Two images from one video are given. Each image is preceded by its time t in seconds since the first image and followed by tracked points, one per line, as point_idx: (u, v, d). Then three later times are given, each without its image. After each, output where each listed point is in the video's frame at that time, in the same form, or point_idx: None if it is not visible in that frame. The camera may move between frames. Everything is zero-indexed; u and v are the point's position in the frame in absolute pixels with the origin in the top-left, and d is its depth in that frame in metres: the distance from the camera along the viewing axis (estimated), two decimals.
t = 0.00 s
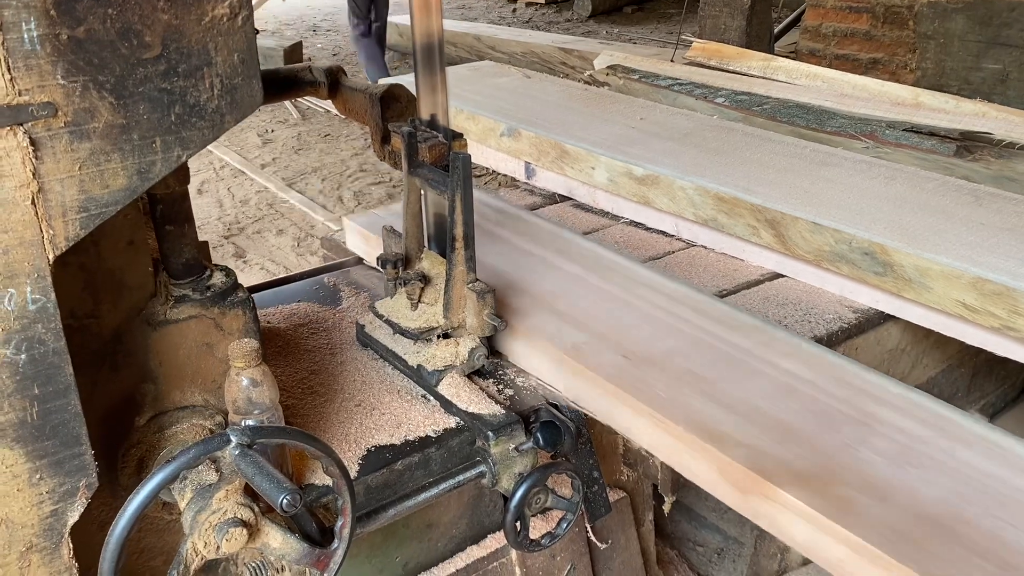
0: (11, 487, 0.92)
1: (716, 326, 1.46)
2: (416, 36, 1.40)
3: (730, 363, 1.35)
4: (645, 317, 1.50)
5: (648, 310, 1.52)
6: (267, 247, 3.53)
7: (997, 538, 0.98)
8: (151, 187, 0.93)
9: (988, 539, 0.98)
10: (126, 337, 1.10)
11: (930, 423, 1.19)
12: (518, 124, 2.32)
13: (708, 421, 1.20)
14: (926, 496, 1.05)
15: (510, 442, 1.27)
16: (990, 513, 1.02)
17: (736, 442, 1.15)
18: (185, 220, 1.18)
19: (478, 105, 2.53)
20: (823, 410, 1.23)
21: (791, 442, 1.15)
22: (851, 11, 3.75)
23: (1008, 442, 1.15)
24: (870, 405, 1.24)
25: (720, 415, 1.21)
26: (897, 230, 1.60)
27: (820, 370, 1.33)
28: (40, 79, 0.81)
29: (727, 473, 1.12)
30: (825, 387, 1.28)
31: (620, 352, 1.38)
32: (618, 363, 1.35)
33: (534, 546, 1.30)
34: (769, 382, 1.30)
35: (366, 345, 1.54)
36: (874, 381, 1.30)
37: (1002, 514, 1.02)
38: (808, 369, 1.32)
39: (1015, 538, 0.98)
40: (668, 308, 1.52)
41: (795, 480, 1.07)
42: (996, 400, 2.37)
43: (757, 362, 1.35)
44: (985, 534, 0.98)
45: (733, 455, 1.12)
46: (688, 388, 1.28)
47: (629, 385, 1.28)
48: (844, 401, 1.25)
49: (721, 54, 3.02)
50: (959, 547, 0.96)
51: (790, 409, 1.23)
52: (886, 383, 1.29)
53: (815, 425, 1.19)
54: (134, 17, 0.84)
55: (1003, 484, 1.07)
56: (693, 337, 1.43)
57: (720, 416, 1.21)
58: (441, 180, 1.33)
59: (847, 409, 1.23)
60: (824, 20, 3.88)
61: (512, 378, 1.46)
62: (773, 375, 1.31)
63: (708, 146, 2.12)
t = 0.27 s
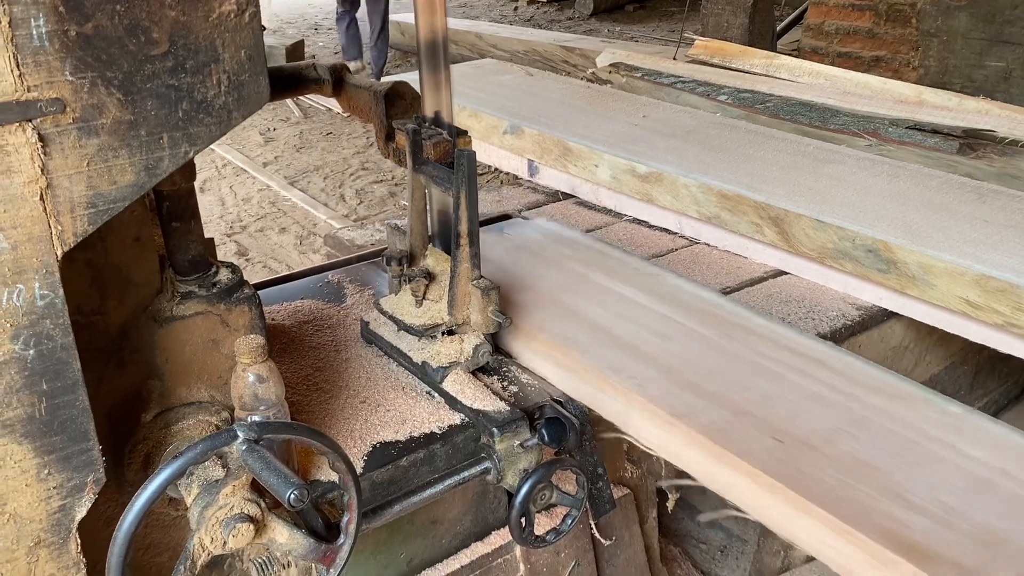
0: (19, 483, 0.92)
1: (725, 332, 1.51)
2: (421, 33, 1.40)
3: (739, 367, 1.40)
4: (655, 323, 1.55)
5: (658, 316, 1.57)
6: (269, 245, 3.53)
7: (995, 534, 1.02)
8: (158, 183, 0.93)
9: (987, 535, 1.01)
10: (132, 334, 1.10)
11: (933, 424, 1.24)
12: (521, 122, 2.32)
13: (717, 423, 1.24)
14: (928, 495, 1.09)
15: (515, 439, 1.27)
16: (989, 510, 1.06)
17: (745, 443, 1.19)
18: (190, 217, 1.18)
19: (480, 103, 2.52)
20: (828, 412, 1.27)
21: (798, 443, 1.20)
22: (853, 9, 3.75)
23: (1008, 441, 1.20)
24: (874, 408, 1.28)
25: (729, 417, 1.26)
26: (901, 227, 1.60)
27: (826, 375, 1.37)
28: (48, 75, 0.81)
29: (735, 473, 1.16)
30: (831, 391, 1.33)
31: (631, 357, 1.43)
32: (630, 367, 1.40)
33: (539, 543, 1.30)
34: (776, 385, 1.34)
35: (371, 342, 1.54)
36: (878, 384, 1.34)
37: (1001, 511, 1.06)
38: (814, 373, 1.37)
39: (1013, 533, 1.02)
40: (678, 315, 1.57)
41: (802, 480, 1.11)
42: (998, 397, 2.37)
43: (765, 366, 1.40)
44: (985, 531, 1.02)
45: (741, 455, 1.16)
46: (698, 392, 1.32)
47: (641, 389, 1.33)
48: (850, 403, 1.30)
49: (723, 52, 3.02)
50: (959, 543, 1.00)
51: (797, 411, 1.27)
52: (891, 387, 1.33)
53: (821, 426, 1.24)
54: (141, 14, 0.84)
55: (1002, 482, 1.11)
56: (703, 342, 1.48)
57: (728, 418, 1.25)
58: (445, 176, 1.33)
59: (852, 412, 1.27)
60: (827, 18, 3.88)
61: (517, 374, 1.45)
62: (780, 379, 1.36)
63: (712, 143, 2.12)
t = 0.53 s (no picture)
0: (23, 476, 0.92)
1: (723, 319, 1.48)
2: (424, 29, 1.39)
3: (738, 355, 1.37)
4: (654, 311, 1.52)
5: (657, 304, 1.54)
6: (271, 243, 3.53)
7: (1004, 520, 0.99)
8: (162, 177, 0.93)
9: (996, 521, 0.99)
10: (136, 329, 1.10)
11: (938, 410, 1.21)
12: (524, 119, 2.31)
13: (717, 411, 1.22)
14: (934, 482, 1.06)
15: (518, 434, 1.27)
16: (998, 496, 1.03)
17: (746, 431, 1.17)
18: (194, 213, 1.18)
19: (482, 100, 2.52)
20: (830, 400, 1.25)
21: (800, 432, 1.17)
22: (856, 7, 3.74)
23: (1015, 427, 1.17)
24: (878, 395, 1.26)
25: (729, 405, 1.23)
26: (904, 224, 1.60)
27: (828, 362, 1.34)
28: (53, 69, 0.81)
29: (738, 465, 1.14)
30: (832, 378, 1.30)
31: (629, 345, 1.40)
32: (627, 355, 1.37)
33: (542, 538, 1.31)
34: (777, 373, 1.31)
35: (374, 338, 1.54)
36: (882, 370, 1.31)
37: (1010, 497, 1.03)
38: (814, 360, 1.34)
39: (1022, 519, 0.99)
40: (676, 303, 1.54)
41: (805, 467, 1.09)
42: (1001, 394, 2.37)
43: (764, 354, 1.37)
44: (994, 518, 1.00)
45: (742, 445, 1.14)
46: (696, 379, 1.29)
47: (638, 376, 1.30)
48: (852, 391, 1.27)
49: (725, 49, 3.00)
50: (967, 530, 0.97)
51: (798, 399, 1.25)
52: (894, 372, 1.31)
53: (824, 414, 1.21)
54: (146, 8, 0.84)
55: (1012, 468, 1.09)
56: (701, 330, 1.45)
57: (728, 407, 1.23)
58: (448, 173, 1.34)
59: (855, 399, 1.24)
60: (829, 16, 3.88)
61: (520, 371, 1.46)
62: (781, 367, 1.33)
63: (714, 140, 2.12)
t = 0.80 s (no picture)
0: (29, 474, 0.92)
1: (715, 325, 1.44)
2: (426, 28, 1.39)
3: (731, 362, 1.33)
4: (645, 317, 1.48)
5: (648, 309, 1.50)
6: (273, 242, 3.54)
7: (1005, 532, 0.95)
8: (167, 177, 0.94)
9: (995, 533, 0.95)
10: (140, 328, 1.11)
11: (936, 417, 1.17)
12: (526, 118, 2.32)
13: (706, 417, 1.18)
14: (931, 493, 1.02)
15: (521, 432, 1.27)
16: (988, 507, 0.99)
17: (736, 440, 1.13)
18: (198, 212, 1.18)
19: (484, 100, 2.53)
20: (832, 413, 1.19)
21: (793, 441, 1.13)
22: (857, 6, 3.74)
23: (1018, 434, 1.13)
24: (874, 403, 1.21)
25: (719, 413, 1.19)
26: (907, 223, 1.60)
27: (824, 368, 1.30)
28: (59, 68, 0.81)
29: (720, 467, 1.11)
30: (826, 386, 1.25)
31: (624, 355, 1.35)
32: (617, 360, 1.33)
33: (545, 536, 1.31)
34: (770, 381, 1.27)
35: (377, 337, 1.55)
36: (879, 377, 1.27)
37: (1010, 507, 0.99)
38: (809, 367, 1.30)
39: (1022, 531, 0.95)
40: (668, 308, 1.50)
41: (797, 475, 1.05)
42: (1003, 394, 2.37)
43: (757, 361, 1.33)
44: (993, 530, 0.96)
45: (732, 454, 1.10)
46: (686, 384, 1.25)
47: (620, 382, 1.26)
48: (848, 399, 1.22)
49: (727, 48, 3.00)
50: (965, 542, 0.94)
51: (792, 408, 1.20)
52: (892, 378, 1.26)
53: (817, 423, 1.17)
54: (150, 8, 0.85)
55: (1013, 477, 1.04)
56: (692, 336, 1.41)
57: (719, 413, 1.19)
58: (451, 172, 1.34)
59: (850, 407, 1.20)
60: (831, 15, 3.87)
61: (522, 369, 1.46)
62: (774, 374, 1.29)
63: (717, 140, 2.12)
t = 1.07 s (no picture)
0: (29, 474, 0.93)
1: (701, 319, 1.34)
2: (427, 30, 1.39)
3: (717, 358, 1.23)
4: (628, 310, 1.38)
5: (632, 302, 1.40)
6: (275, 242, 3.54)
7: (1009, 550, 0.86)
8: (168, 177, 0.94)
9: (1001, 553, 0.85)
10: (141, 328, 1.11)
11: (941, 423, 1.06)
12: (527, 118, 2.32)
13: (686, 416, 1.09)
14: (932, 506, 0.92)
15: (521, 433, 1.27)
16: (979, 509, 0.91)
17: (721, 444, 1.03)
18: (199, 212, 1.18)
19: (486, 100, 2.53)
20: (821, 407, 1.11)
21: (781, 446, 1.03)
22: (859, 6, 3.74)
23: None
24: (869, 404, 1.11)
25: (700, 413, 1.10)
26: (908, 223, 1.60)
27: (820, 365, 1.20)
28: (59, 69, 0.81)
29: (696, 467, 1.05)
30: (817, 381, 1.17)
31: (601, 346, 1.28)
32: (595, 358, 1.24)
33: (545, 537, 1.31)
34: (761, 381, 1.17)
35: (378, 337, 1.55)
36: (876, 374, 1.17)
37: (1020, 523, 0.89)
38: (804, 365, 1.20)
39: None
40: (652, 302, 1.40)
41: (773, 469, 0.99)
42: (1004, 394, 2.37)
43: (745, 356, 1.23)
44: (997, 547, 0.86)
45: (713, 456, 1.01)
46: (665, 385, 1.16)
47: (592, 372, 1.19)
48: (845, 401, 1.12)
49: (729, 48, 3.00)
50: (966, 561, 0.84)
51: (782, 407, 1.11)
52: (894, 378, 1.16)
53: (810, 426, 1.07)
54: (151, 8, 0.85)
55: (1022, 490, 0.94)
56: (679, 331, 1.31)
57: (702, 413, 1.10)
58: (451, 172, 1.34)
59: (843, 409, 1.10)
60: (832, 15, 3.87)
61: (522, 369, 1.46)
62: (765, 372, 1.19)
63: (717, 140, 2.12)
